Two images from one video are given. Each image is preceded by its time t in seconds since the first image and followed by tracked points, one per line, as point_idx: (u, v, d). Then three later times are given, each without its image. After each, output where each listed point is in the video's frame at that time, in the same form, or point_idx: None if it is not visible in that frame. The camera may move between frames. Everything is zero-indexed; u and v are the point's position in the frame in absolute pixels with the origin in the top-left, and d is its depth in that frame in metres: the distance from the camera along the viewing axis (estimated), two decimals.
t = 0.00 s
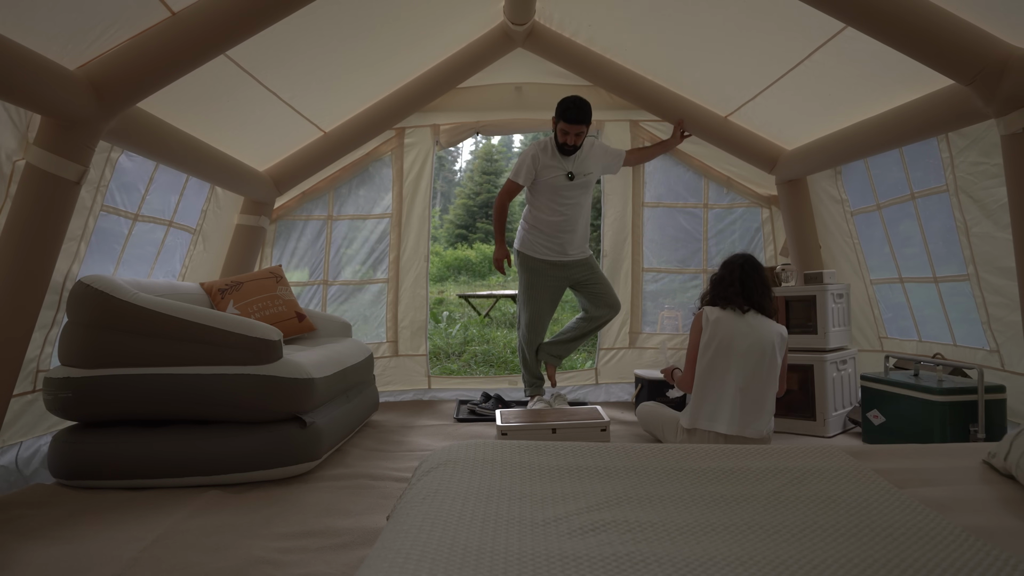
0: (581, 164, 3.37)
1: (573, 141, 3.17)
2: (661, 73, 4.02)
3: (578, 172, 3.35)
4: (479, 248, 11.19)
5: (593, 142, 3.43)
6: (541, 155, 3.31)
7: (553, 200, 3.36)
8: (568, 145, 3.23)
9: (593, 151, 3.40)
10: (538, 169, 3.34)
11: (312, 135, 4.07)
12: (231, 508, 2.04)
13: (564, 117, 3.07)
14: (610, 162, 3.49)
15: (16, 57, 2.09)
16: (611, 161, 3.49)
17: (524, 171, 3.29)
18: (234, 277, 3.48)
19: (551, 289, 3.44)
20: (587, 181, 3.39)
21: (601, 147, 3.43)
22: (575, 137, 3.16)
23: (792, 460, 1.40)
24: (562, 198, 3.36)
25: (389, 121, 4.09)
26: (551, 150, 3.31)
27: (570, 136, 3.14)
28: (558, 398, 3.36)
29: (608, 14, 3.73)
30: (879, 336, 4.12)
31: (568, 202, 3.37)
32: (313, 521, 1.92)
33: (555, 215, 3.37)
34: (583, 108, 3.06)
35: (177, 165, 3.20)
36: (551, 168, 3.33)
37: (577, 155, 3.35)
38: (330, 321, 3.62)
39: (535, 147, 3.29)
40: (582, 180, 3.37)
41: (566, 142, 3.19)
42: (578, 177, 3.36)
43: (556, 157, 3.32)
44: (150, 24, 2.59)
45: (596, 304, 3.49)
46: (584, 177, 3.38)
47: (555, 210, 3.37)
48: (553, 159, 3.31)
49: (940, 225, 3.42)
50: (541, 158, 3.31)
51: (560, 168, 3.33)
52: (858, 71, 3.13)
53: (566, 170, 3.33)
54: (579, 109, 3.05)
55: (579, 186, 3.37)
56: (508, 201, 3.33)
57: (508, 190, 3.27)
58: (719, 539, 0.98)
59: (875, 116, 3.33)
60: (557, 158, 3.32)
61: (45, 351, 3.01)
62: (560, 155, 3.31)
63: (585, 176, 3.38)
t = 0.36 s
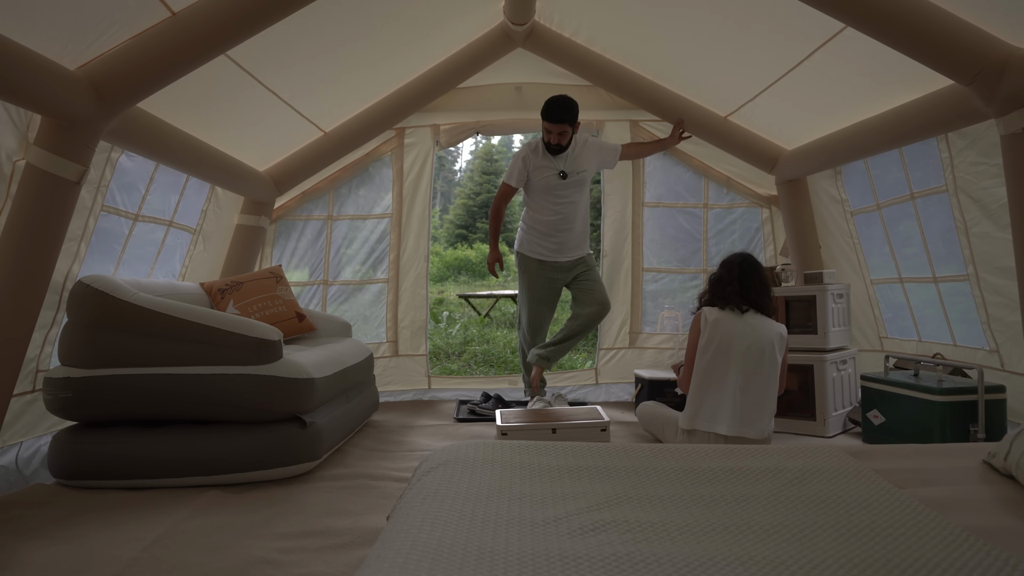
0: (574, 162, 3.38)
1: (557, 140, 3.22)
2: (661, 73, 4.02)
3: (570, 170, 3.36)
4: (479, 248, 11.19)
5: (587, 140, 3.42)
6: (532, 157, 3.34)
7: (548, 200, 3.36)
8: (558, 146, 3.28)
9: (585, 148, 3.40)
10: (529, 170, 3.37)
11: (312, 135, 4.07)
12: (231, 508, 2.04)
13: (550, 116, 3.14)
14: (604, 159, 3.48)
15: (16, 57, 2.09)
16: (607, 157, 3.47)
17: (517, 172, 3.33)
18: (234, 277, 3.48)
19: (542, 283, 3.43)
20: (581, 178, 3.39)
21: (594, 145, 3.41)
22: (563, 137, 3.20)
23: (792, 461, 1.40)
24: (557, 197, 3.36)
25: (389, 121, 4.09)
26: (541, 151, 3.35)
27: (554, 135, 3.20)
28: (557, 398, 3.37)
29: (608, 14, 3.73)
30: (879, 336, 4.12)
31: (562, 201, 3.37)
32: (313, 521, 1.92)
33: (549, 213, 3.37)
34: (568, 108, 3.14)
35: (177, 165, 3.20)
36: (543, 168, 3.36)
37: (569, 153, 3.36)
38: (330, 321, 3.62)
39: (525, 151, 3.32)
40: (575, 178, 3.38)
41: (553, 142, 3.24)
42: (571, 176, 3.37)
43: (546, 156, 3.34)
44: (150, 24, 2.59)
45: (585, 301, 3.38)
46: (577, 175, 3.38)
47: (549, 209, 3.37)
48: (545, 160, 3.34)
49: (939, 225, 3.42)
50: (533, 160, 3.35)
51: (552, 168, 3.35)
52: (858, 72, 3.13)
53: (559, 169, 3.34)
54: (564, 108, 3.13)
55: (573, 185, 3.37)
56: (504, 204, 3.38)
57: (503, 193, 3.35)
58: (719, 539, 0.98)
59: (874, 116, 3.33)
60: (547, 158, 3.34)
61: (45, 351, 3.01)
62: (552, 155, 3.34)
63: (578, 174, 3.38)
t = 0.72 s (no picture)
0: (562, 163, 3.35)
1: (537, 133, 3.25)
2: (661, 73, 4.02)
3: (556, 171, 3.34)
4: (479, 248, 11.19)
5: (587, 143, 3.37)
6: (518, 156, 3.44)
7: (534, 200, 3.37)
8: (541, 142, 3.28)
9: (576, 151, 3.36)
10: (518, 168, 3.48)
11: (312, 135, 4.07)
12: (231, 508, 2.04)
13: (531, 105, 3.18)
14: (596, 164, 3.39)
15: (16, 57, 2.09)
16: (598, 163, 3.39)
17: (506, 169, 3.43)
18: (234, 277, 3.48)
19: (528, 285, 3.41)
20: (569, 180, 3.35)
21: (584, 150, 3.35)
22: (544, 131, 3.21)
23: (792, 460, 1.40)
24: (542, 198, 3.36)
25: (389, 121, 4.09)
26: (528, 149, 3.42)
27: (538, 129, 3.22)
28: (557, 398, 3.38)
29: (608, 14, 3.73)
30: (879, 336, 4.12)
31: (549, 200, 3.36)
32: (314, 521, 1.92)
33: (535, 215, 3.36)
34: (553, 102, 3.15)
35: (177, 165, 3.20)
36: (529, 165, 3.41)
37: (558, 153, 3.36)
38: (330, 321, 3.62)
39: (512, 150, 3.45)
40: (562, 179, 3.35)
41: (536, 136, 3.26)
42: (557, 177, 3.35)
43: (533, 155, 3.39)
44: (150, 23, 2.59)
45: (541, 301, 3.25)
46: (564, 176, 3.35)
47: (537, 211, 3.36)
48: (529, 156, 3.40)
49: (939, 225, 3.42)
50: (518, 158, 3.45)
51: (537, 165, 3.37)
52: (858, 72, 3.13)
53: (544, 168, 3.35)
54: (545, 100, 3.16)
55: (559, 184, 3.35)
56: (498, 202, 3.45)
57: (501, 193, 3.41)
58: (719, 539, 0.98)
59: (874, 116, 3.33)
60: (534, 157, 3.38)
61: (45, 351, 3.01)
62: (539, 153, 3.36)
63: (564, 175, 3.34)
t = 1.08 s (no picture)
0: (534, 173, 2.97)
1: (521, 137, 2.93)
2: (661, 73, 4.02)
3: (525, 181, 2.98)
4: (479, 248, 11.19)
5: (569, 161, 2.94)
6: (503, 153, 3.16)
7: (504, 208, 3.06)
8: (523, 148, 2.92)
9: (553, 165, 2.95)
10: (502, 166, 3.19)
11: (312, 135, 4.07)
12: (231, 508, 2.04)
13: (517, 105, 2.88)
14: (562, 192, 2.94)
15: (16, 57, 2.09)
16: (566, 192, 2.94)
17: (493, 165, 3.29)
18: (234, 277, 3.48)
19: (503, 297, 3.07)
20: (535, 196, 2.97)
21: (560, 165, 2.93)
22: (527, 137, 2.89)
23: (792, 461, 1.40)
24: (511, 206, 3.03)
25: (388, 122, 4.09)
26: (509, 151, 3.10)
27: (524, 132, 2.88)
28: (557, 399, 3.38)
29: (608, 14, 3.72)
30: (880, 336, 4.13)
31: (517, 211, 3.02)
32: (314, 521, 1.92)
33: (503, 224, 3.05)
34: (542, 105, 2.85)
35: (177, 165, 3.20)
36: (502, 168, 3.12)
37: (535, 163, 2.99)
38: (330, 321, 3.62)
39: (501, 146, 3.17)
40: (527, 193, 2.98)
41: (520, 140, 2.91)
42: (525, 188, 2.99)
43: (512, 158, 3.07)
44: (150, 23, 2.59)
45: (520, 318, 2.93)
46: (530, 190, 2.98)
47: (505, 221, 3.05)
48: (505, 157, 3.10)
49: (939, 225, 3.42)
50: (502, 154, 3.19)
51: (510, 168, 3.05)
52: (858, 71, 3.13)
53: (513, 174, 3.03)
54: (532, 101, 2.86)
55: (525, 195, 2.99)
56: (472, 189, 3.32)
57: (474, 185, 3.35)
58: (719, 539, 0.98)
59: (874, 116, 3.33)
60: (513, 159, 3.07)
61: (45, 351, 3.01)
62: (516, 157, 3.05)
63: (528, 189, 2.98)
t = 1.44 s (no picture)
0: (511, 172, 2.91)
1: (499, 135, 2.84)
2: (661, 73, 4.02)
3: (504, 180, 2.93)
4: (479, 248, 11.19)
5: (546, 159, 2.85)
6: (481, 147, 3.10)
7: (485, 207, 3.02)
8: (500, 147, 2.83)
9: (530, 163, 2.87)
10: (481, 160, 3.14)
11: (312, 135, 4.07)
12: (231, 508, 2.04)
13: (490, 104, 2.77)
14: (540, 192, 2.88)
15: (16, 57, 2.09)
16: (545, 192, 2.87)
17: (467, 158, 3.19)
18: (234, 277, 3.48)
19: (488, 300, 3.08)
20: (513, 196, 2.92)
21: (537, 164, 2.86)
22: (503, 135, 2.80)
23: (792, 461, 1.40)
24: (492, 206, 2.99)
25: (388, 122, 4.09)
26: (488, 146, 3.01)
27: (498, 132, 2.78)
28: (557, 399, 3.38)
29: (608, 14, 3.72)
30: (879, 336, 4.13)
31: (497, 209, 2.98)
32: (314, 521, 1.92)
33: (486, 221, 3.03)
34: (514, 103, 2.73)
35: (177, 165, 3.20)
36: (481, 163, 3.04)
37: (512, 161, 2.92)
38: (330, 321, 3.62)
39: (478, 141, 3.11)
40: (506, 192, 2.93)
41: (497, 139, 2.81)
42: (504, 187, 2.94)
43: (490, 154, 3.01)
44: (150, 24, 2.59)
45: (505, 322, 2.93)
46: (509, 189, 2.92)
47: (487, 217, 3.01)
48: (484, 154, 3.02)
49: (939, 225, 3.42)
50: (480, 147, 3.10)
51: (489, 165, 2.98)
52: (858, 71, 3.13)
53: (492, 172, 2.96)
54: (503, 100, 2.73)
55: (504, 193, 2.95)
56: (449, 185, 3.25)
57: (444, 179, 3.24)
58: (719, 540, 0.98)
59: (874, 116, 3.33)
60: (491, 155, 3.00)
61: (45, 351, 3.01)
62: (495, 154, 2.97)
63: (506, 189, 2.92)
